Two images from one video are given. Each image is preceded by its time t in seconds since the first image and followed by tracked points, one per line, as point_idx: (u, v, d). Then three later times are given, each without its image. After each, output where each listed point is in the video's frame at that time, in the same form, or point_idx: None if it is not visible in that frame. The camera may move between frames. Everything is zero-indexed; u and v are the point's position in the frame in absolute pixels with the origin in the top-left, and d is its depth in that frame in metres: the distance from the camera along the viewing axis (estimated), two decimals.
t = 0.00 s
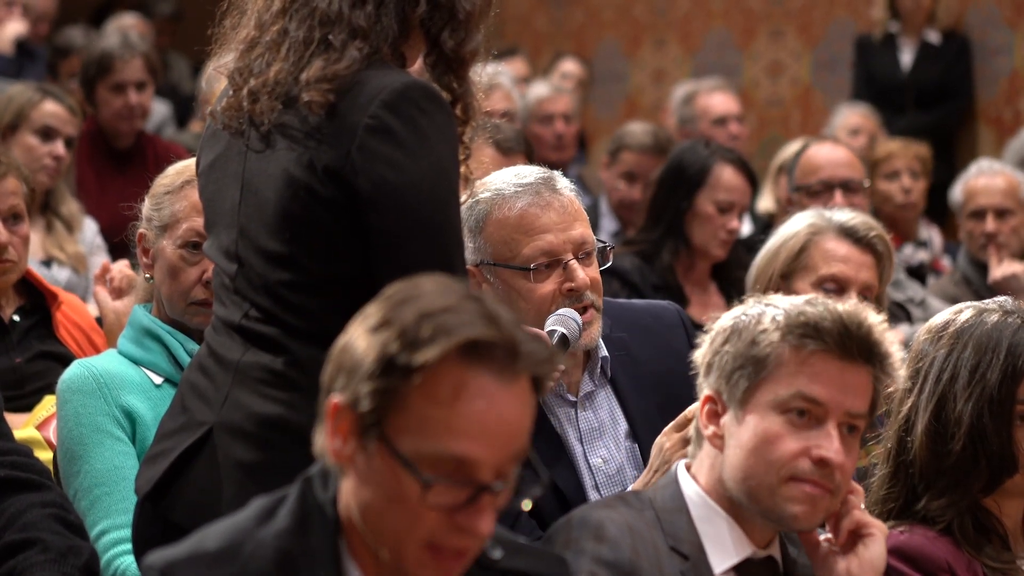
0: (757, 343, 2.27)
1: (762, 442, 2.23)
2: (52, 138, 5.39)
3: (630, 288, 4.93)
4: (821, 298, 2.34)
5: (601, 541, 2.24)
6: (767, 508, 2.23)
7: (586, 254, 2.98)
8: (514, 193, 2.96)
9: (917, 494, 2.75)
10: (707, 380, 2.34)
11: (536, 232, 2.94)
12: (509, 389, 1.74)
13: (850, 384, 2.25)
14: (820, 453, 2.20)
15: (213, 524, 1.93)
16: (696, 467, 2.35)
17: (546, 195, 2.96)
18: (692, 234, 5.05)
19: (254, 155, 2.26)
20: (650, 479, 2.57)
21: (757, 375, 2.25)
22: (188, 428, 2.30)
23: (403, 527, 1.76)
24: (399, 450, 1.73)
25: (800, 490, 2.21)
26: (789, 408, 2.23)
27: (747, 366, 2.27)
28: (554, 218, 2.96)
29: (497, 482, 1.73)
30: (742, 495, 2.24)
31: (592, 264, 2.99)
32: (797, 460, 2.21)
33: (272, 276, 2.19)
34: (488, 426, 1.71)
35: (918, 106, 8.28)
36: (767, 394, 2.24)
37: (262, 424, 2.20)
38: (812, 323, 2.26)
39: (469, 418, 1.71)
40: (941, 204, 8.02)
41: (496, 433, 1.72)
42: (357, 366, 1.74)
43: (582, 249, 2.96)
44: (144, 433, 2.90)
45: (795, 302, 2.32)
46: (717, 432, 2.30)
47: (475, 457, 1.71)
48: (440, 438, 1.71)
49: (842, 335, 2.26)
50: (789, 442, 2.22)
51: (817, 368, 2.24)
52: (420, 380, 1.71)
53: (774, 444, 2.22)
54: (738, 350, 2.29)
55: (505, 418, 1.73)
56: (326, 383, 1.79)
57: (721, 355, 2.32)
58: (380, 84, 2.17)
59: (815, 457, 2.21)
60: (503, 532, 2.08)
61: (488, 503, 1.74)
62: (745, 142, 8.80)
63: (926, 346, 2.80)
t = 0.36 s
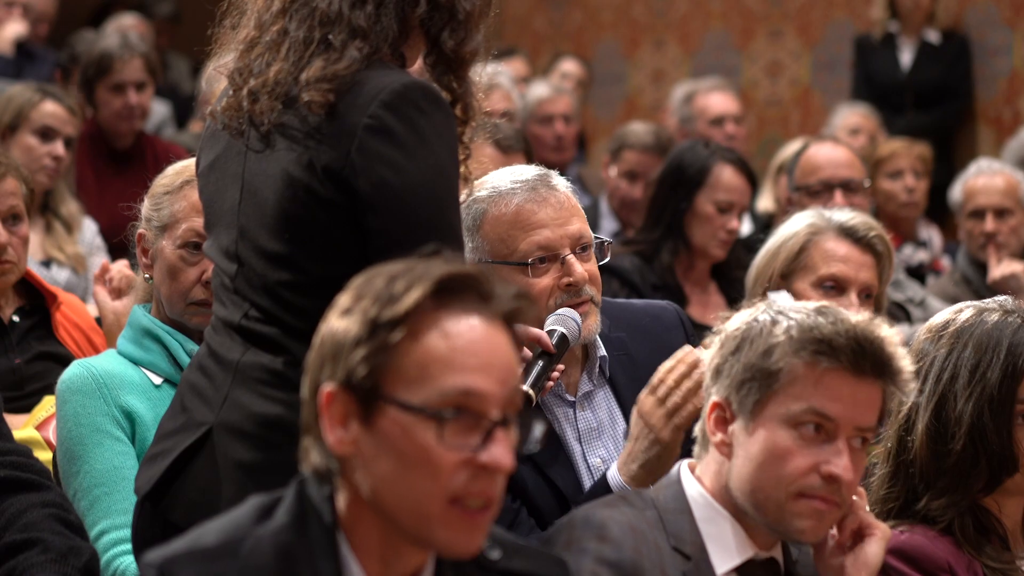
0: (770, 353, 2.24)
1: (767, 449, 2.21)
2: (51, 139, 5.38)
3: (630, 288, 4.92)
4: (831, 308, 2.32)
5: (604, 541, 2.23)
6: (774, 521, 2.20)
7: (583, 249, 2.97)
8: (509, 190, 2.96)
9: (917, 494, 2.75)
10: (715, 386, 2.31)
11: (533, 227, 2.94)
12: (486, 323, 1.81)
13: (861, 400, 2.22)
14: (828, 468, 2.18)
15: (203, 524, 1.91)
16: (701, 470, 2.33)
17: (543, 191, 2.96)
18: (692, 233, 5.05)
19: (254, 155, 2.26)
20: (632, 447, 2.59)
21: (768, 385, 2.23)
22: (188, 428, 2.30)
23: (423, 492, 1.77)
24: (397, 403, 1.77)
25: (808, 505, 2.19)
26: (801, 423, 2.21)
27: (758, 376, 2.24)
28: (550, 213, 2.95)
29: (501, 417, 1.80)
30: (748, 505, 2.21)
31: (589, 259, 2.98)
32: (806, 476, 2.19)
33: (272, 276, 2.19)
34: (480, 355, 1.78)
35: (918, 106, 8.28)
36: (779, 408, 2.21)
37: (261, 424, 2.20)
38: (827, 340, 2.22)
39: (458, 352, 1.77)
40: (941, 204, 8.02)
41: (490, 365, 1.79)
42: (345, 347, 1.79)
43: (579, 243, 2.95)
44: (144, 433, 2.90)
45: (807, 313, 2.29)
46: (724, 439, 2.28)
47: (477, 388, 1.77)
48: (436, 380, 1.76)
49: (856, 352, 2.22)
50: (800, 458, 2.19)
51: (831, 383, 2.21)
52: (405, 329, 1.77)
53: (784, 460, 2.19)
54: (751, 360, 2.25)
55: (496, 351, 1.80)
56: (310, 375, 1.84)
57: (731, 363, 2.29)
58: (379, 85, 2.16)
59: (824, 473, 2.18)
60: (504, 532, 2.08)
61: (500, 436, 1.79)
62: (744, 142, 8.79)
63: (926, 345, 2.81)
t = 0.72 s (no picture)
0: (780, 353, 2.23)
1: (773, 446, 2.20)
2: (51, 136, 5.37)
3: (630, 285, 4.92)
4: (838, 308, 2.31)
5: (606, 538, 2.22)
6: (781, 521, 2.20)
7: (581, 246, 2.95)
8: (506, 191, 2.94)
9: (916, 492, 2.75)
10: (722, 385, 2.30)
11: (532, 227, 2.91)
12: (470, 301, 1.83)
13: (871, 401, 2.22)
14: (836, 469, 2.17)
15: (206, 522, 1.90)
16: (704, 468, 2.32)
17: (538, 190, 2.94)
18: (691, 230, 5.05)
19: (253, 152, 2.25)
20: (625, 433, 2.56)
21: (778, 383, 2.22)
22: (187, 426, 2.30)
23: (427, 466, 1.76)
24: (385, 383, 1.78)
25: (815, 506, 2.19)
26: (810, 423, 2.20)
27: (766, 376, 2.23)
28: (548, 212, 2.93)
29: (495, 387, 1.80)
30: (754, 506, 2.21)
31: (588, 255, 2.97)
32: (814, 478, 2.18)
33: (270, 273, 2.18)
34: (467, 328, 1.79)
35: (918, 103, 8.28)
36: (788, 408, 2.21)
37: (261, 422, 2.20)
38: (838, 341, 2.22)
39: (442, 328, 1.78)
40: (941, 201, 8.01)
41: (479, 337, 1.80)
42: (331, 341, 1.81)
43: (578, 241, 2.94)
44: (143, 431, 2.90)
45: (814, 313, 2.28)
46: (731, 437, 2.27)
47: (467, 359, 1.78)
48: (423, 357, 1.77)
49: (868, 355, 2.22)
50: (809, 460, 2.18)
51: (840, 384, 2.21)
52: (382, 315, 1.79)
53: (793, 461, 2.19)
54: (761, 359, 2.24)
55: (482, 323, 1.81)
56: (300, 379, 1.85)
57: (740, 362, 2.28)
58: (377, 82, 2.16)
59: (832, 475, 2.18)
60: (507, 531, 2.07)
61: (495, 404, 1.79)
62: (744, 140, 8.79)
63: (925, 343, 2.80)
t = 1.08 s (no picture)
0: (770, 340, 2.23)
1: (771, 432, 2.20)
2: (50, 131, 5.37)
3: (630, 280, 4.91)
4: (826, 293, 2.31)
5: (604, 534, 2.22)
6: (782, 509, 2.20)
7: (580, 238, 2.95)
8: (500, 195, 2.92)
9: (918, 487, 2.75)
10: (715, 378, 2.30)
11: (532, 228, 2.90)
12: (477, 294, 1.83)
13: (864, 382, 2.22)
14: (836, 450, 2.17)
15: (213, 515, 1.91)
16: (700, 461, 2.32)
17: (527, 189, 2.93)
18: (691, 225, 5.04)
19: (251, 147, 2.25)
20: (636, 448, 2.57)
21: (770, 370, 2.22)
22: (186, 421, 2.29)
23: (436, 457, 1.76)
24: (394, 374, 1.77)
25: (816, 490, 2.18)
26: (807, 408, 2.20)
27: (758, 363, 2.23)
28: (543, 210, 2.92)
29: (504, 377, 1.80)
30: (754, 494, 2.21)
31: (587, 247, 2.97)
32: (816, 462, 2.18)
33: (269, 268, 2.18)
34: (475, 321, 1.79)
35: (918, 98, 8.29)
36: (782, 394, 2.21)
37: (260, 416, 2.19)
38: (828, 322, 2.22)
39: (451, 320, 1.78)
40: (941, 195, 8.01)
41: (488, 328, 1.80)
42: (340, 334, 1.80)
43: (576, 233, 2.94)
44: (143, 425, 2.90)
45: (801, 299, 2.28)
46: (727, 429, 2.27)
47: (476, 350, 1.78)
48: (432, 348, 1.77)
49: (858, 334, 2.22)
50: (810, 442, 2.18)
51: (836, 366, 2.21)
52: (393, 307, 1.78)
53: (792, 448, 2.19)
54: (753, 348, 2.24)
55: (490, 315, 1.81)
56: (309, 374, 1.84)
57: (731, 353, 2.28)
58: (375, 76, 2.16)
59: (832, 456, 2.18)
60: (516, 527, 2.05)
61: (505, 394, 1.79)
62: (744, 134, 8.78)
63: (926, 338, 2.80)
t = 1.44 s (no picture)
0: (791, 338, 2.22)
1: (781, 428, 2.19)
2: (51, 124, 5.37)
3: (631, 273, 4.91)
4: (849, 296, 2.30)
5: (609, 526, 2.21)
6: (789, 509, 2.19)
7: (579, 236, 2.92)
8: (504, 178, 2.92)
9: (920, 481, 2.75)
10: (731, 370, 2.29)
11: (527, 217, 2.89)
12: (485, 287, 1.83)
13: (880, 387, 2.21)
14: (846, 455, 2.16)
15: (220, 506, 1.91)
16: (707, 456, 2.32)
17: (535, 178, 2.92)
18: (692, 219, 5.04)
19: (253, 141, 2.25)
20: (640, 449, 2.58)
21: (789, 366, 2.21)
22: (188, 414, 2.29)
23: (445, 453, 1.76)
24: (402, 368, 1.77)
25: (823, 493, 2.18)
26: (820, 410, 2.19)
27: (777, 360, 2.22)
28: (544, 202, 2.91)
29: (513, 371, 1.80)
30: (762, 493, 2.20)
31: (586, 246, 2.94)
32: (824, 466, 2.17)
33: (271, 262, 2.18)
34: (483, 313, 1.79)
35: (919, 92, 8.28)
36: (798, 393, 2.20)
37: (261, 411, 2.19)
38: (851, 326, 2.21)
39: (460, 313, 1.78)
40: (942, 189, 8.00)
41: (496, 322, 1.80)
42: (348, 327, 1.80)
43: (575, 231, 2.91)
44: (144, 419, 2.89)
45: (826, 300, 2.27)
46: (739, 424, 2.25)
47: (483, 344, 1.78)
48: (441, 343, 1.77)
49: (880, 341, 2.21)
50: (820, 445, 2.17)
51: (852, 372, 2.20)
52: (402, 300, 1.78)
53: (802, 448, 2.18)
54: (773, 344, 2.23)
55: (499, 308, 1.81)
56: (317, 366, 1.84)
57: (749, 348, 2.27)
58: (377, 70, 2.15)
59: (842, 461, 2.17)
60: (521, 523, 2.03)
61: (514, 389, 1.79)
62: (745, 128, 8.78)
63: (928, 333, 2.80)
